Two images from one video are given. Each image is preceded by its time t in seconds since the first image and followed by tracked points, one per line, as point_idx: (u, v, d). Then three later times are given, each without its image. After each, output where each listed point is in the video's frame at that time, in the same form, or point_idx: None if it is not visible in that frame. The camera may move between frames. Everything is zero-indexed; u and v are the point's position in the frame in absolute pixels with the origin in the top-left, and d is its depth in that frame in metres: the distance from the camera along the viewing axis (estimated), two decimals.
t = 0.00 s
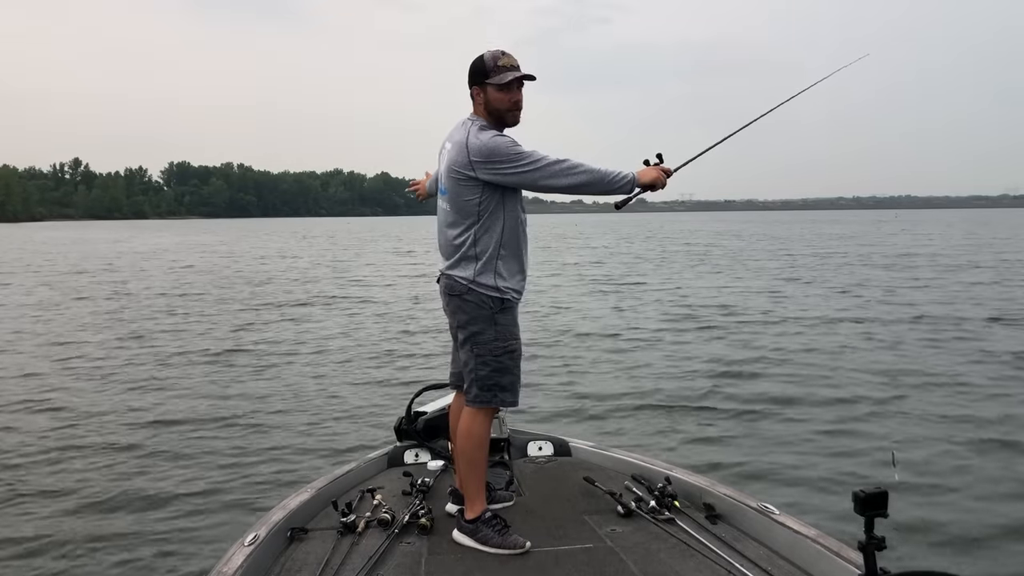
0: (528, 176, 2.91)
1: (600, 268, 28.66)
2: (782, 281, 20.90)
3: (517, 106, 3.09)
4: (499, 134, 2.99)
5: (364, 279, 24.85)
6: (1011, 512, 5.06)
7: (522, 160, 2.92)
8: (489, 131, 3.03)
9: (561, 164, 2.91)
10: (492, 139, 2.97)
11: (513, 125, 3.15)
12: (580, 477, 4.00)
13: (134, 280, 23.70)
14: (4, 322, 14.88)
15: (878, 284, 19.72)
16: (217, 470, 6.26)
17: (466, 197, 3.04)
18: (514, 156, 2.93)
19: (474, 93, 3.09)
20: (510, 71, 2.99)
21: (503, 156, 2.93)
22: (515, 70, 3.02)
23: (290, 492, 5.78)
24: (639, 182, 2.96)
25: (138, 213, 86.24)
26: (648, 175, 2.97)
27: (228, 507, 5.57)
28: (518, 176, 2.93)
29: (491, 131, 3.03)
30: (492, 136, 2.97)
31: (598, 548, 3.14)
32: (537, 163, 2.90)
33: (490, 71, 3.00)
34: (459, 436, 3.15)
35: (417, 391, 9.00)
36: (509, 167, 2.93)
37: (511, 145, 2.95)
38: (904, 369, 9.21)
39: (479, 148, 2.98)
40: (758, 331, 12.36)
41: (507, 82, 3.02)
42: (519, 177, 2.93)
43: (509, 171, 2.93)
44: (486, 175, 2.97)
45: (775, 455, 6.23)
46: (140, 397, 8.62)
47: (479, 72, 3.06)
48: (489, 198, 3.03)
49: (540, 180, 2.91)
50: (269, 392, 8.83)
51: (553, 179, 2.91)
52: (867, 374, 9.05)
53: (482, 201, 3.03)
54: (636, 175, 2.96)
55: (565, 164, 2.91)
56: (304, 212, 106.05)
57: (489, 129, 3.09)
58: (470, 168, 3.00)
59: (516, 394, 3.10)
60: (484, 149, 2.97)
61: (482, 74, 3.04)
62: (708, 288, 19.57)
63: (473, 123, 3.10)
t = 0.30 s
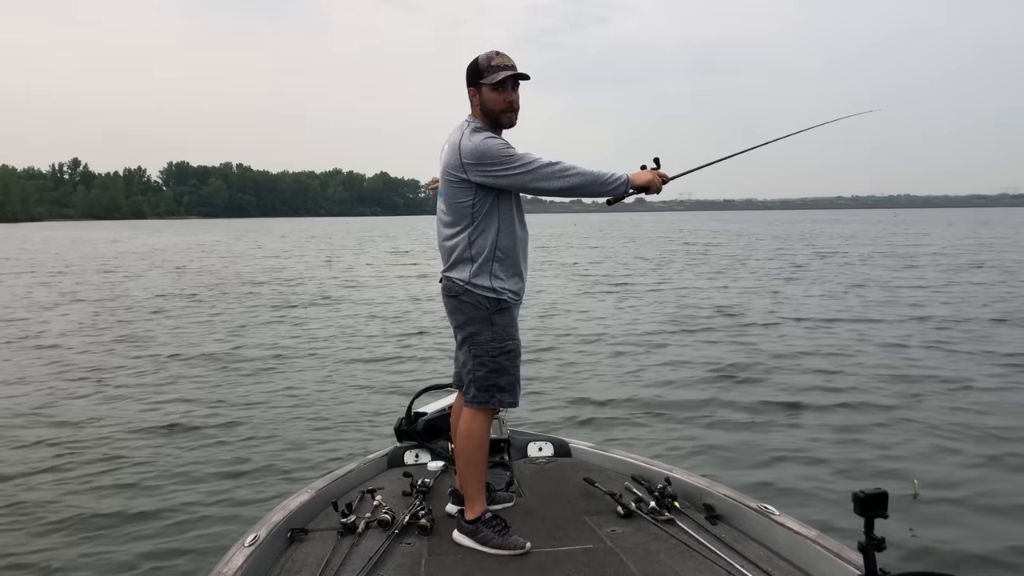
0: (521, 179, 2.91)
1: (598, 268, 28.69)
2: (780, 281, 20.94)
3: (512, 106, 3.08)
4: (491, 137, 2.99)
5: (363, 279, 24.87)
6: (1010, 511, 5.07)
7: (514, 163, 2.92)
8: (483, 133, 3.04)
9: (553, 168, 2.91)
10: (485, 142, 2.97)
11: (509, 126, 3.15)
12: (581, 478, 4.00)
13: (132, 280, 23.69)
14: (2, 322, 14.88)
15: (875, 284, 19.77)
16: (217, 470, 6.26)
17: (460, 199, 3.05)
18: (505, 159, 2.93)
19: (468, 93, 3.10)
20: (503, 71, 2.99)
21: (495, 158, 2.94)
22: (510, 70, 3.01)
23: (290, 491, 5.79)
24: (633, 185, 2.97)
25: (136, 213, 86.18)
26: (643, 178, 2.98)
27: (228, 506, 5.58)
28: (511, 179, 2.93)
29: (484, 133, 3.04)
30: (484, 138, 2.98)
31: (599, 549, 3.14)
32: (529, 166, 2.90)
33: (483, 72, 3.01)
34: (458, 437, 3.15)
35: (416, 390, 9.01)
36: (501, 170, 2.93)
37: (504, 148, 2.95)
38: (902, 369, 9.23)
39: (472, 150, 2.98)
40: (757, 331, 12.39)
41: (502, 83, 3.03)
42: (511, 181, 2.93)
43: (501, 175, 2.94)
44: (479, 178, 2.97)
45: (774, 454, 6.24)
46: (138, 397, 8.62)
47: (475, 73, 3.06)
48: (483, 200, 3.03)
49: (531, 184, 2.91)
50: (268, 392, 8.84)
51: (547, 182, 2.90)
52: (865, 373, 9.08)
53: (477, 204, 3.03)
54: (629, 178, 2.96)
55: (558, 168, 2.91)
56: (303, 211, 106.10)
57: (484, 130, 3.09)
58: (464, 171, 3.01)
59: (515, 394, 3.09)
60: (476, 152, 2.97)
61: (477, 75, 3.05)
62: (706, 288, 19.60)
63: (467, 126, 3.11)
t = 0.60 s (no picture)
0: (518, 179, 2.91)
1: (598, 268, 28.70)
2: (780, 281, 20.94)
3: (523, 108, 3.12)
4: (489, 138, 2.99)
5: (362, 279, 24.88)
6: (1009, 511, 5.07)
7: (511, 163, 2.91)
8: (483, 133, 3.04)
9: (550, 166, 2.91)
10: (481, 143, 2.97)
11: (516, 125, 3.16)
12: (581, 478, 4.01)
13: (132, 281, 23.70)
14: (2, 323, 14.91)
15: (875, 284, 19.78)
16: (217, 472, 6.27)
17: (458, 201, 3.04)
18: (503, 159, 2.92)
19: (483, 93, 3.07)
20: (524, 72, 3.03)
21: (492, 159, 2.93)
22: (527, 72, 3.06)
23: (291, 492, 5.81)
24: (630, 180, 2.97)
25: (135, 213, 86.08)
26: (641, 174, 2.98)
27: (229, 508, 5.58)
28: (508, 180, 2.92)
29: (482, 134, 3.03)
30: (481, 139, 2.97)
31: (599, 549, 3.14)
32: (525, 165, 2.90)
33: (503, 72, 3.03)
34: (457, 437, 3.15)
35: (416, 391, 9.03)
36: (499, 171, 2.93)
37: (501, 148, 2.95)
38: (902, 369, 9.23)
39: (469, 152, 2.98)
40: (756, 331, 12.41)
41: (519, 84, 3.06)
42: (508, 181, 2.92)
43: (498, 175, 2.93)
44: (477, 179, 2.97)
45: (774, 455, 6.25)
46: (138, 398, 8.63)
47: (480, 70, 3.05)
48: (481, 202, 3.02)
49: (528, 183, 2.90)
50: (269, 393, 8.86)
51: (544, 181, 2.90)
52: (864, 373, 9.10)
53: (475, 205, 3.03)
54: (628, 173, 2.96)
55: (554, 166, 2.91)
56: (302, 211, 106.11)
57: (483, 131, 3.09)
58: (461, 173, 3.00)
59: (514, 394, 3.09)
60: (473, 154, 2.97)
61: (493, 75, 3.05)
62: (705, 288, 19.61)
63: (466, 126, 3.09)
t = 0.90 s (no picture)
0: (535, 176, 2.91)
1: (597, 267, 28.69)
2: (779, 280, 20.94)
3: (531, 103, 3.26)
4: (503, 137, 2.99)
5: (361, 279, 24.87)
6: (1009, 510, 5.07)
7: (526, 161, 2.92)
8: (495, 133, 3.04)
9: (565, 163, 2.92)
10: (495, 142, 2.97)
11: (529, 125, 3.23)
12: (581, 478, 4.00)
13: (130, 280, 23.66)
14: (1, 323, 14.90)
15: (874, 283, 19.79)
16: (216, 472, 6.26)
17: (469, 200, 3.03)
18: (520, 157, 2.93)
19: (508, 95, 3.10)
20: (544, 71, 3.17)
21: (507, 158, 2.93)
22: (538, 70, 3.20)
23: (290, 492, 5.80)
24: (642, 181, 2.97)
25: (133, 212, 85.90)
26: (652, 172, 2.99)
27: (228, 507, 5.58)
28: (522, 178, 2.92)
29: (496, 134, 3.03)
30: (495, 137, 2.97)
31: (599, 549, 3.14)
32: (542, 163, 2.91)
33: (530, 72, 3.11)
34: (460, 437, 3.15)
35: (416, 391, 9.02)
36: (513, 169, 2.93)
37: (514, 147, 2.95)
38: (903, 368, 9.23)
39: (481, 151, 2.97)
40: (755, 330, 12.42)
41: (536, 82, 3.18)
42: (523, 179, 2.92)
43: (514, 172, 2.93)
44: (491, 178, 2.97)
45: (773, 455, 6.25)
46: (137, 398, 8.64)
47: (490, 72, 3.05)
48: (494, 201, 3.03)
49: (544, 180, 2.91)
50: (268, 393, 8.85)
51: (560, 178, 2.91)
52: (862, 372, 9.11)
53: (487, 205, 3.03)
54: (639, 174, 2.97)
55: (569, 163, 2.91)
56: (300, 210, 106.00)
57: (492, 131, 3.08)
58: (474, 171, 2.99)
59: (518, 393, 3.09)
60: (489, 151, 2.96)
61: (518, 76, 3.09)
62: (705, 288, 19.61)
63: (475, 126, 3.08)
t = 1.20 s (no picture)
0: (547, 171, 2.92)
1: (596, 267, 28.70)
2: (778, 281, 20.97)
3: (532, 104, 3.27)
4: (514, 134, 3.00)
5: (360, 279, 24.88)
6: (1009, 510, 5.07)
7: (537, 157, 2.93)
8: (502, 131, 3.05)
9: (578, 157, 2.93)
10: (505, 138, 2.98)
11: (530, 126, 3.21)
12: (581, 478, 4.00)
13: (129, 280, 23.64)
14: None
15: (874, 284, 19.80)
16: (215, 472, 6.26)
17: (478, 197, 3.03)
18: (533, 152, 2.95)
19: (509, 94, 3.10)
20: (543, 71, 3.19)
21: (518, 154, 2.94)
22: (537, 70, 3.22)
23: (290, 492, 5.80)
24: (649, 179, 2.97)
25: (131, 211, 85.84)
26: (660, 169, 2.99)
27: (228, 508, 5.57)
28: (532, 174, 2.93)
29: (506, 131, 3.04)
30: (504, 134, 2.99)
31: (599, 548, 3.14)
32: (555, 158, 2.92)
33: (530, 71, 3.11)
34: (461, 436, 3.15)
35: (415, 391, 9.02)
36: (525, 165, 2.94)
37: (525, 144, 2.96)
38: (902, 369, 9.24)
39: (492, 148, 2.98)
40: (755, 330, 12.43)
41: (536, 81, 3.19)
42: (535, 175, 2.93)
43: (527, 167, 2.94)
44: (502, 174, 2.97)
45: (772, 454, 6.25)
46: (136, 398, 8.62)
47: (491, 72, 3.06)
48: (502, 198, 3.04)
49: (558, 174, 2.92)
50: (268, 393, 8.85)
51: (571, 173, 2.91)
52: (862, 373, 9.12)
53: (496, 202, 3.04)
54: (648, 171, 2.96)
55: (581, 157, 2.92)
56: (299, 210, 106.00)
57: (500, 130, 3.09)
58: (485, 168, 3.00)
59: (518, 393, 3.10)
60: (503, 147, 2.97)
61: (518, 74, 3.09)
62: (705, 288, 19.62)
63: (483, 124, 3.09)
